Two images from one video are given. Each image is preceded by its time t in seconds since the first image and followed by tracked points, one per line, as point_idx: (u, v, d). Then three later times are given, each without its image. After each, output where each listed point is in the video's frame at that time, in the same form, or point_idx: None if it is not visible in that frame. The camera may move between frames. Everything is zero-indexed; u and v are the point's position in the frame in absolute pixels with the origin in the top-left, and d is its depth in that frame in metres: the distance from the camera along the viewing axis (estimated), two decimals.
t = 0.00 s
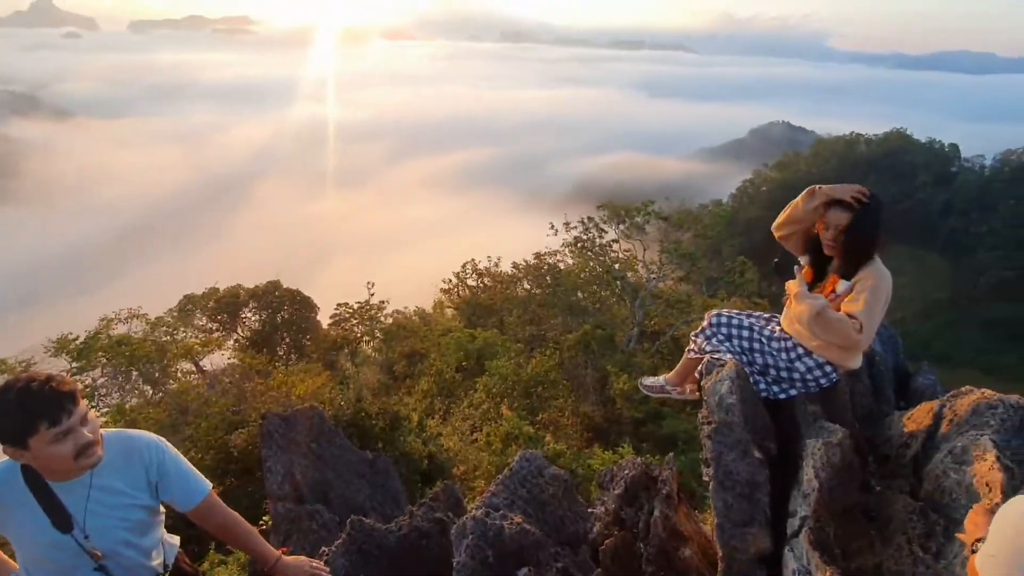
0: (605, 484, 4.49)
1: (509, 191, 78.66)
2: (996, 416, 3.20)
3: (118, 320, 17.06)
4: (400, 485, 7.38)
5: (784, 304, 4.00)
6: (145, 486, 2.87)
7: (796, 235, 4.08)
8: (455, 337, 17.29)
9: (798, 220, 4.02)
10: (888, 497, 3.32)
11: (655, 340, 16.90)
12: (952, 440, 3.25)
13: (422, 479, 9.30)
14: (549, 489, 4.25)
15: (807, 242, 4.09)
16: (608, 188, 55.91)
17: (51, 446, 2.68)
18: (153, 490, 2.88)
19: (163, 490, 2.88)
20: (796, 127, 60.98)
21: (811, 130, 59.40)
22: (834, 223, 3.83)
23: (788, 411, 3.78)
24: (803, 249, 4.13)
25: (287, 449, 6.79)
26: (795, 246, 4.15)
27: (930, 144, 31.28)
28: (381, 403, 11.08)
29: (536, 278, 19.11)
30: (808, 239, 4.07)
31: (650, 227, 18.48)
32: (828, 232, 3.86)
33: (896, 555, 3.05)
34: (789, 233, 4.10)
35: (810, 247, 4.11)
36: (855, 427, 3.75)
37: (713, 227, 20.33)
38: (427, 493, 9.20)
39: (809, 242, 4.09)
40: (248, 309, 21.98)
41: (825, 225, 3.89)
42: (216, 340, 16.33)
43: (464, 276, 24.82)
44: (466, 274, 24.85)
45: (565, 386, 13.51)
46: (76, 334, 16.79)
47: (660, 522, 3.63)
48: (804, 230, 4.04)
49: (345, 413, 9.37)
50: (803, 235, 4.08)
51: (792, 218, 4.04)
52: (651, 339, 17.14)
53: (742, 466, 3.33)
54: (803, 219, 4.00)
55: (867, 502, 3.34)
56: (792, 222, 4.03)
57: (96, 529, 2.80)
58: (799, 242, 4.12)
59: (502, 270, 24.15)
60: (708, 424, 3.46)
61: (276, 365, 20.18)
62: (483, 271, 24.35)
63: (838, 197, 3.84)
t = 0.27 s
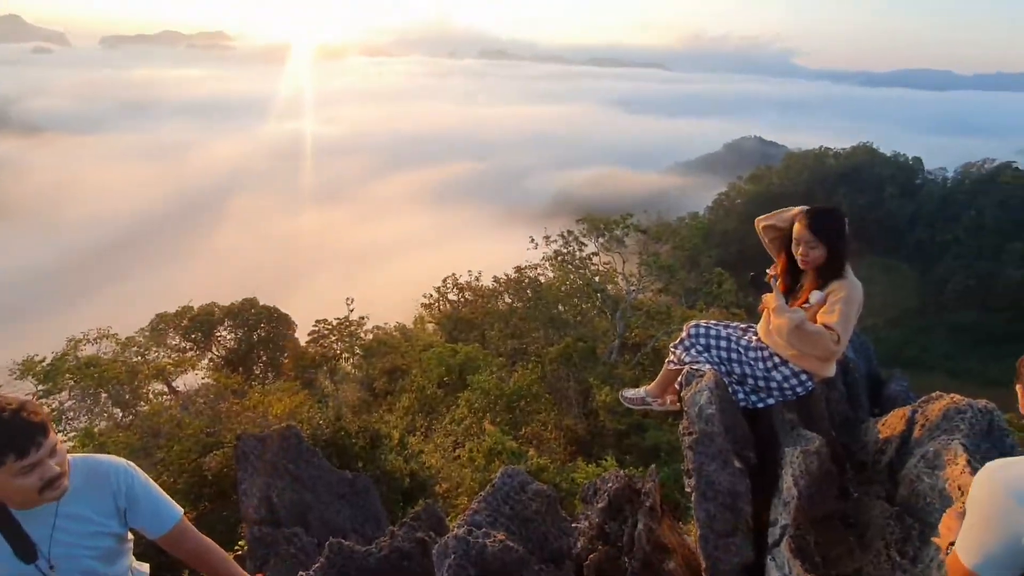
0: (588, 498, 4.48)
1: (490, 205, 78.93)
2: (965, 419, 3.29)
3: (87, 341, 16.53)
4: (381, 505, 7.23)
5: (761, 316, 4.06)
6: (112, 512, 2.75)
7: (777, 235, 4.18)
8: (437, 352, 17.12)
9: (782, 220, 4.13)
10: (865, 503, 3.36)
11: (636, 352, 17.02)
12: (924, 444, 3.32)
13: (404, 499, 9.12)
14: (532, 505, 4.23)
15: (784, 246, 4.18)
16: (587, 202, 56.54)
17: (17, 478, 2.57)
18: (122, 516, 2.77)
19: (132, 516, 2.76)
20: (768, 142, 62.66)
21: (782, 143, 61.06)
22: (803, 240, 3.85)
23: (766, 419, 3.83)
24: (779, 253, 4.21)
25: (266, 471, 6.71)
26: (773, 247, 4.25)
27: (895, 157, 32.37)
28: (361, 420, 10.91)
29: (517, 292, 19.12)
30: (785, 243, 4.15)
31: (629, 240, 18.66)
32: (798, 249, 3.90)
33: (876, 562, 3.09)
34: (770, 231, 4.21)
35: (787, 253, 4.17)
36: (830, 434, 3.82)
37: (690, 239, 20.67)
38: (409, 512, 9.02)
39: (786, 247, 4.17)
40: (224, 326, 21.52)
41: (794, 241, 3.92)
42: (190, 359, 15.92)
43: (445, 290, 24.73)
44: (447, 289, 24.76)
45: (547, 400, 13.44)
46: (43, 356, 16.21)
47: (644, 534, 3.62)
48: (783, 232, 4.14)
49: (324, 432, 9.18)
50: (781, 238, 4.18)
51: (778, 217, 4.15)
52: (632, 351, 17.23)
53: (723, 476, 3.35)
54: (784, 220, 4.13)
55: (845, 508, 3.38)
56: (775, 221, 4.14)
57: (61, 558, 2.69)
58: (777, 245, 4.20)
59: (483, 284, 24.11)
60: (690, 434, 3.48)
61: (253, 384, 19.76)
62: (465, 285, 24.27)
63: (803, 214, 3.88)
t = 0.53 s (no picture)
0: (571, 509, 4.46)
1: (469, 215, 78.94)
2: (935, 421, 3.37)
3: (53, 360, 15.98)
4: (361, 521, 7.03)
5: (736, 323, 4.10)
6: (79, 537, 2.65)
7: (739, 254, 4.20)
8: (417, 364, 16.92)
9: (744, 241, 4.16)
10: (842, 506, 3.41)
11: (617, 361, 17.13)
12: (896, 446, 3.40)
13: (385, 515, 8.97)
14: (513, 518, 4.29)
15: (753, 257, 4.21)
16: (566, 211, 56.99)
17: None
18: (89, 540, 2.67)
19: (100, 541, 2.66)
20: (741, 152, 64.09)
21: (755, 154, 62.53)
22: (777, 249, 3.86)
23: (743, 425, 3.88)
24: (748, 264, 4.24)
25: (241, 491, 6.58)
26: (737, 263, 4.28)
27: (862, 166, 33.38)
28: (340, 436, 10.73)
29: (498, 302, 19.04)
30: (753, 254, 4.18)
31: (607, 249, 18.81)
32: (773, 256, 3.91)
33: (852, 565, 3.14)
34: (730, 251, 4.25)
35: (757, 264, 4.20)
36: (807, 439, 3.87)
37: (668, 247, 20.91)
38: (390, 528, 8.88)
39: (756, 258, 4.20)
40: (197, 342, 21.03)
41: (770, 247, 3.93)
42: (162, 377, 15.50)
43: (425, 302, 24.58)
44: (427, 300, 24.62)
45: (530, 411, 13.23)
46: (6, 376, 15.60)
47: (627, 543, 3.63)
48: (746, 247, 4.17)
49: (302, 448, 8.99)
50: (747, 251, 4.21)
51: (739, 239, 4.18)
52: (613, 360, 17.29)
53: (703, 483, 3.40)
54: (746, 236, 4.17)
55: (822, 510, 3.42)
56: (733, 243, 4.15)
57: None
58: (744, 258, 4.23)
59: (463, 295, 24.01)
60: (669, 442, 3.51)
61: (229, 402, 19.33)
62: (445, 296, 24.15)
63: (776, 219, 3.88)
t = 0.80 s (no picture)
0: (554, 519, 4.40)
1: (449, 224, 78.82)
2: (907, 421, 3.44)
3: (18, 378, 15.40)
4: (341, 537, 6.92)
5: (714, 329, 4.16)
6: (45, 562, 2.54)
7: (713, 268, 4.32)
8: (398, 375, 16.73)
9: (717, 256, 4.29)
10: (820, 507, 3.46)
11: (599, 368, 17.08)
12: (870, 447, 3.46)
13: (365, 530, 8.81)
14: (496, 529, 4.34)
15: (727, 269, 4.33)
16: (546, 220, 57.32)
17: None
18: (55, 564, 2.56)
19: (67, 565, 2.55)
20: (716, 160, 65.37)
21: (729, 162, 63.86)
22: (752, 255, 3.92)
23: (722, 430, 3.93)
24: (723, 277, 4.35)
25: (215, 509, 6.38)
26: (713, 277, 4.39)
27: (832, 173, 34.29)
28: (319, 450, 10.59)
29: (479, 311, 18.93)
30: (727, 267, 4.29)
31: (587, 257, 18.91)
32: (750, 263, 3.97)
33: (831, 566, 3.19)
34: (704, 266, 4.37)
35: (733, 276, 4.31)
36: (785, 441, 3.93)
37: (647, 254, 21.14)
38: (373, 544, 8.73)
39: (731, 270, 4.32)
40: (170, 357, 20.52)
41: (746, 253, 3.99)
42: (134, 395, 15.07)
43: (405, 312, 24.39)
44: (408, 311, 24.43)
45: (512, 421, 13.11)
46: None
47: (612, 551, 3.64)
48: (719, 261, 4.29)
49: (279, 464, 8.79)
50: (721, 263, 4.33)
51: (711, 253, 4.31)
52: (595, 367, 17.32)
53: (684, 488, 3.43)
54: (719, 251, 4.29)
55: (801, 513, 3.47)
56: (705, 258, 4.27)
57: None
58: (719, 270, 4.35)
59: (444, 305, 23.87)
60: (650, 448, 3.54)
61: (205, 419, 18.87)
62: (426, 306, 23.97)
63: (751, 226, 3.93)
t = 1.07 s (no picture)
0: (534, 527, 4.37)
1: (426, 232, 78.46)
2: (876, 418, 3.52)
3: None
4: (317, 554, 6.68)
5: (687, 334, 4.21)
6: None
7: (685, 281, 4.44)
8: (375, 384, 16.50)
9: (689, 266, 4.42)
10: (795, 507, 3.51)
11: (577, 373, 17.03)
12: (841, 445, 3.53)
13: (344, 545, 8.65)
14: (473, 541, 4.33)
15: (699, 280, 4.43)
16: (523, 226, 57.55)
17: None
18: None
19: None
20: (688, 166, 66.58)
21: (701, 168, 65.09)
22: (723, 260, 4.00)
23: (697, 432, 3.97)
24: (697, 288, 4.46)
25: (184, 530, 6.23)
26: (687, 289, 4.51)
27: (799, 178, 35.27)
28: (295, 464, 10.45)
29: (457, 319, 18.81)
30: (699, 278, 4.40)
31: (563, 262, 18.94)
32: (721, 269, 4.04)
33: (806, 565, 3.23)
34: (678, 279, 4.51)
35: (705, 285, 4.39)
36: (758, 442, 3.99)
37: (622, 259, 21.36)
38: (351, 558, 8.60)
39: (702, 281, 4.42)
40: (136, 373, 19.91)
41: (717, 258, 4.06)
42: (98, 412, 14.52)
43: (381, 321, 24.11)
44: (384, 319, 24.14)
45: (491, 429, 13.00)
46: None
47: (592, 557, 3.64)
48: (691, 273, 4.42)
49: (253, 479, 8.56)
50: (692, 275, 4.45)
51: (682, 267, 4.42)
52: (573, 372, 17.29)
53: (661, 492, 3.45)
54: (690, 264, 4.43)
55: (777, 513, 3.52)
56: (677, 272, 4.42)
57: None
58: (691, 283, 4.46)
59: (421, 313, 23.64)
60: (627, 453, 3.56)
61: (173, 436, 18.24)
62: (402, 314, 23.68)
63: (721, 232, 4.02)
